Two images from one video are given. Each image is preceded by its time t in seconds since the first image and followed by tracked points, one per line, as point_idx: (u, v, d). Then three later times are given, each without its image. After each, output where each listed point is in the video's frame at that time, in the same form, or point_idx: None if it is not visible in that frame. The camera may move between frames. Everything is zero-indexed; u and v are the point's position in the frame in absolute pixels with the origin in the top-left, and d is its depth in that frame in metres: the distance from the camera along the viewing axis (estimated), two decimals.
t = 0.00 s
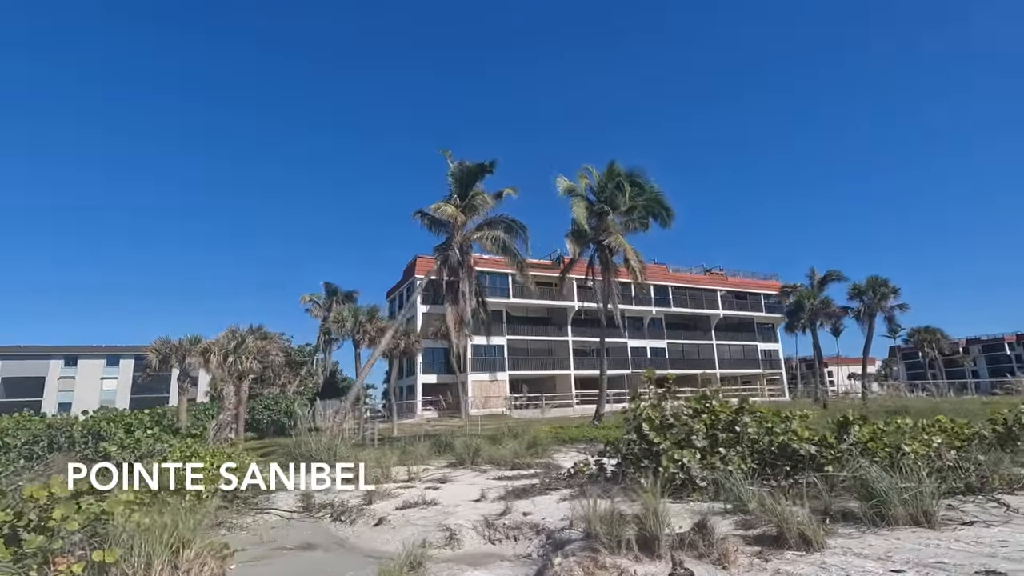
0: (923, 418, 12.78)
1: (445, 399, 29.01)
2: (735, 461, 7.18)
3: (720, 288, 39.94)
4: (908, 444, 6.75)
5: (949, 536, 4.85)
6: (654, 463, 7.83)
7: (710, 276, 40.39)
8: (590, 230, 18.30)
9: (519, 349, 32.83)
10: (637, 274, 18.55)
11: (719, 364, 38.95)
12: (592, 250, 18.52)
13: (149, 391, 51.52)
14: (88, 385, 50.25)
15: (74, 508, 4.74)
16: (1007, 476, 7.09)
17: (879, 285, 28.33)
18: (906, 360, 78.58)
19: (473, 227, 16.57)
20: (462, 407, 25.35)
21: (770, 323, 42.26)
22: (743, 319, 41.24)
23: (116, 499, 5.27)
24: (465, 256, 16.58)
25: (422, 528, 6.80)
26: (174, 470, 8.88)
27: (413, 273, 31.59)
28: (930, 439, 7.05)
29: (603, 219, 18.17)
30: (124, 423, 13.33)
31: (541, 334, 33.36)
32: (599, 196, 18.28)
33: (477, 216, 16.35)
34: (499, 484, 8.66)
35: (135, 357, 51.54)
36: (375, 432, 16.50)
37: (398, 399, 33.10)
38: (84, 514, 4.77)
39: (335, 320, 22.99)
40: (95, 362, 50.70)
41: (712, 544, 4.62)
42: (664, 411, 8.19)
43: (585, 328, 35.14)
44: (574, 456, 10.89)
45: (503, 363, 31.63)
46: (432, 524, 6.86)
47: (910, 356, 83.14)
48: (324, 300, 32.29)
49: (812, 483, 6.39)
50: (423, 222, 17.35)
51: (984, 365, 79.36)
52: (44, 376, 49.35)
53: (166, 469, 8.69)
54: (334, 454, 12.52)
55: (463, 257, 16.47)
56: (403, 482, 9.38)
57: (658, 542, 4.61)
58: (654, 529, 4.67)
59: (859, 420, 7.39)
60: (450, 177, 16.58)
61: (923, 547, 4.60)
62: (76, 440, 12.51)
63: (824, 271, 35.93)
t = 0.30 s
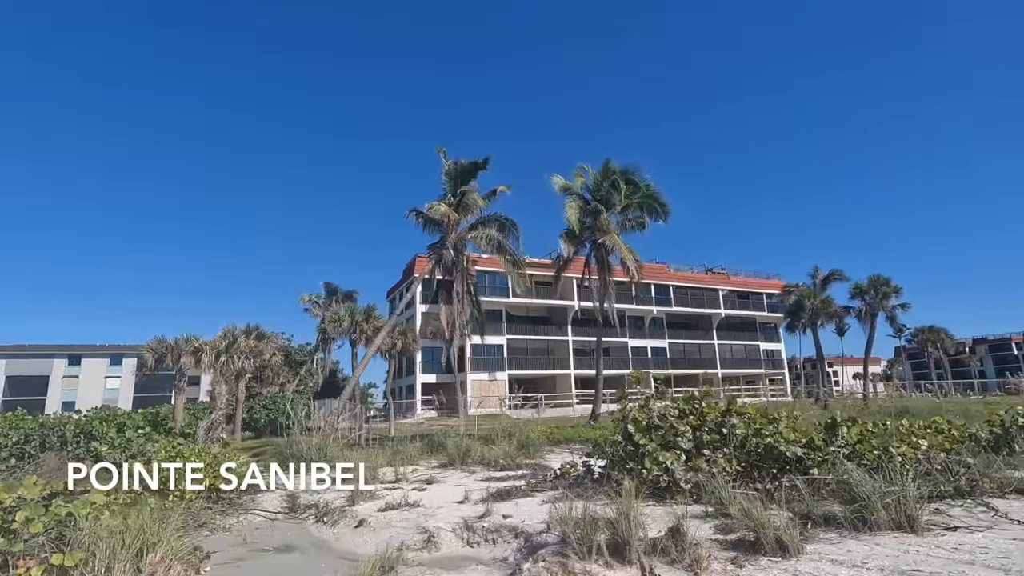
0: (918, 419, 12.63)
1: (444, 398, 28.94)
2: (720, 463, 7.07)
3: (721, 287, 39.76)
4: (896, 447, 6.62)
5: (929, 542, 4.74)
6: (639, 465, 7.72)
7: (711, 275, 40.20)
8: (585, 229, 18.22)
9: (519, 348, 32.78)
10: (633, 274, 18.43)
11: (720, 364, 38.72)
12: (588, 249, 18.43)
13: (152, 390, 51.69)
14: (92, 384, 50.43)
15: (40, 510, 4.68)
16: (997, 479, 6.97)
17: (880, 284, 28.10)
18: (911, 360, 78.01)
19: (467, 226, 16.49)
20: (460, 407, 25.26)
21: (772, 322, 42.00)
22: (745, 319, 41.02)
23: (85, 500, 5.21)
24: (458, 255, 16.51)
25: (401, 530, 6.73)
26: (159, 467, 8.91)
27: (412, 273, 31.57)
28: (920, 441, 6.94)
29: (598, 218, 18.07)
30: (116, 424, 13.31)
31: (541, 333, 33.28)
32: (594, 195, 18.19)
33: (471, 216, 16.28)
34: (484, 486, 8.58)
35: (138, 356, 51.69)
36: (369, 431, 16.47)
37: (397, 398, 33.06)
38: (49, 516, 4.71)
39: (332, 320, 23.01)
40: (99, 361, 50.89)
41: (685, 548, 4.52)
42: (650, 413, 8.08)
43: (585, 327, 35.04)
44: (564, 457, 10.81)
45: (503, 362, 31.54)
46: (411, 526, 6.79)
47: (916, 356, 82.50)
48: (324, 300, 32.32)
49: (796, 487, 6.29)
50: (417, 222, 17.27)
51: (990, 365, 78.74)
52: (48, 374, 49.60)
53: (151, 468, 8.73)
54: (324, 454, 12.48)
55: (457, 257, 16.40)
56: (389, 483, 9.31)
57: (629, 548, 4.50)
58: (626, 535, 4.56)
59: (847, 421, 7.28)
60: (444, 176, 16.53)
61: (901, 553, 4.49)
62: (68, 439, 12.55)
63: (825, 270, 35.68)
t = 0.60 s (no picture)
0: (915, 415, 12.46)
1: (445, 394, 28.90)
2: (707, 460, 6.95)
3: (724, 283, 39.55)
4: (887, 444, 6.48)
5: (912, 540, 4.62)
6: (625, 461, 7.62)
7: (713, 271, 39.98)
8: (581, 224, 18.17)
9: (520, 345, 32.75)
10: (630, 268, 18.34)
11: (723, 361, 38.50)
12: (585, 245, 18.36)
13: (157, 387, 52.04)
14: (97, 381, 50.79)
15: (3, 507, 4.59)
16: (990, 476, 6.84)
17: (884, 280, 27.80)
18: (918, 356, 77.44)
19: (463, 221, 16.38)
20: (460, 403, 25.19)
21: (776, 318, 41.73)
22: (749, 315, 40.75)
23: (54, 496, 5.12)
24: (454, 251, 16.42)
25: (382, 527, 6.64)
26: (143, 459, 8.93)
27: (412, 269, 31.53)
28: (911, 437, 6.81)
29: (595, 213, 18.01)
30: (111, 419, 13.33)
31: (543, 329, 33.20)
32: (591, 190, 18.12)
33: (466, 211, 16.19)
34: (472, 482, 8.49)
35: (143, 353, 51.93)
36: (365, 427, 16.44)
37: (398, 394, 33.13)
38: (12, 512, 4.62)
39: (331, 316, 23.03)
40: (104, 358, 51.21)
41: (662, 545, 4.42)
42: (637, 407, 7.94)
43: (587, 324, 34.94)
44: (554, 452, 10.71)
45: (503, 359, 31.47)
46: (393, 523, 6.71)
47: (923, 352, 81.87)
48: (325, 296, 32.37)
49: (783, 484, 6.18)
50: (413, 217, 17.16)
51: (999, 362, 77.95)
52: (54, 371, 49.97)
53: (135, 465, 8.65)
54: (317, 450, 12.42)
55: (452, 252, 16.32)
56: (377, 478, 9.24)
57: (604, 545, 4.40)
58: (601, 533, 4.45)
59: (838, 417, 7.15)
60: (440, 171, 16.44)
61: (884, 552, 4.37)
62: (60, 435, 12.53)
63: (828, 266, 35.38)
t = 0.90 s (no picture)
0: (908, 415, 12.28)
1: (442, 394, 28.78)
2: (686, 462, 6.83)
3: (723, 282, 39.40)
4: (869, 446, 6.35)
5: (886, 545, 4.49)
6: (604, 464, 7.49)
7: (712, 270, 39.85)
8: (573, 222, 18.13)
9: (518, 344, 32.66)
10: (623, 267, 18.28)
11: (723, 360, 38.31)
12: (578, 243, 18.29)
13: (158, 387, 52.19)
14: (98, 381, 51.00)
15: None
16: (975, 478, 6.70)
17: (882, 278, 27.58)
18: (922, 355, 76.94)
19: (453, 221, 16.29)
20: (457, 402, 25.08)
21: (776, 317, 41.49)
22: (749, 314, 40.57)
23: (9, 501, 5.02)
24: (444, 250, 16.31)
25: (355, 531, 6.53)
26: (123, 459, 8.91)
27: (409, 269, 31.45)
28: (895, 439, 6.67)
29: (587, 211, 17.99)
30: (99, 421, 13.30)
31: (541, 329, 33.09)
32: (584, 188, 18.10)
33: (456, 210, 16.11)
34: (452, 484, 8.38)
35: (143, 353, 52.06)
36: (357, 427, 16.34)
37: (396, 394, 33.06)
38: None
39: (325, 316, 22.93)
40: (105, 358, 51.40)
41: (625, 551, 4.31)
42: (618, 409, 7.81)
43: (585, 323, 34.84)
44: (541, 454, 10.58)
45: (501, 359, 31.36)
46: (366, 527, 6.59)
47: (927, 351, 81.24)
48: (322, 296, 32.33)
49: (761, 487, 6.05)
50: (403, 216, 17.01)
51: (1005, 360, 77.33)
52: (55, 372, 50.20)
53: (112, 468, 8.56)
54: (305, 451, 12.32)
55: (442, 252, 16.20)
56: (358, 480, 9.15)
57: (565, 552, 4.28)
58: (562, 539, 4.33)
59: (820, 417, 7.01)
60: (430, 170, 16.34)
61: (854, 558, 4.25)
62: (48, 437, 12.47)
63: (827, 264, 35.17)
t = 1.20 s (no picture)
0: (901, 416, 12.15)
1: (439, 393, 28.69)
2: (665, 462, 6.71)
3: (723, 281, 39.21)
4: (851, 447, 6.23)
5: (858, 550, 4.38)
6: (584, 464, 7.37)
7: (712, 269, 39.68)
8: (567, 221, 18.05)
9: (517, 343, 32.56)
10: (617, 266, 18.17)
11: (723, 360, 38.13)
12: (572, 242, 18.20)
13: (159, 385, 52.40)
14: (99, 379, 51.22)
15: None
16: (960, 480, 6.57)
17: (881, 276, 27.40)
18: (926, 355, 76.57)
19: (445, 219, 16.23)
20: (454, 401, 24.98)
21: (777, 316, 41.30)
22: (749, 313, 40.39)
23: None
24: (436, 249, 16.25)
25: (329, 532, 6.43)
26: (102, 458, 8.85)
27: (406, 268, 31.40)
28: (878, 439, 6.54)
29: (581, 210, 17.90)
30: (88, 420, 13.28)
31: (539, 328, 32.97)
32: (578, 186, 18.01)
33: (448, 209, 16.05)
34: (433, 485, 8.29)
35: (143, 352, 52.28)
36: (349, 426, 16.25)
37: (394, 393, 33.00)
38: None
39: (319, 315, 22.90)
40: (106, 357, 51.62)
41: (588, 554, 4.20)
42: (598, 408, 7.69)
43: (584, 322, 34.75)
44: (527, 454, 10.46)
45: (499, 358, 31.27)
46: (340, 528, 6.49)
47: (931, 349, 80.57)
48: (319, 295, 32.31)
49: (739, 489, 5.93)
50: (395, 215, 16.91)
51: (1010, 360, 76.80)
52: (56, 370, 50.45)
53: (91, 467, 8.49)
54: (292, 450, 12.22)
55: (434, 250, 16.13)
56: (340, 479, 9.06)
57: (527, 555, 4.20)
58: (523, 542, 4.24)
59: (803, 418, 6.87)
60: (421, 168, 16.24)
61: (823, 563, 4.14)
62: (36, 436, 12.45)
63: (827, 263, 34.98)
